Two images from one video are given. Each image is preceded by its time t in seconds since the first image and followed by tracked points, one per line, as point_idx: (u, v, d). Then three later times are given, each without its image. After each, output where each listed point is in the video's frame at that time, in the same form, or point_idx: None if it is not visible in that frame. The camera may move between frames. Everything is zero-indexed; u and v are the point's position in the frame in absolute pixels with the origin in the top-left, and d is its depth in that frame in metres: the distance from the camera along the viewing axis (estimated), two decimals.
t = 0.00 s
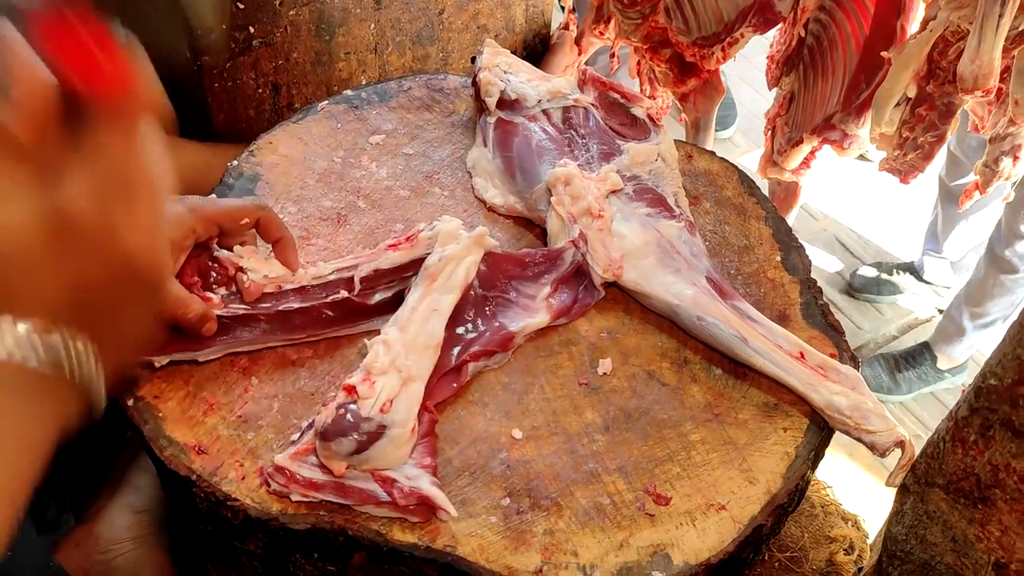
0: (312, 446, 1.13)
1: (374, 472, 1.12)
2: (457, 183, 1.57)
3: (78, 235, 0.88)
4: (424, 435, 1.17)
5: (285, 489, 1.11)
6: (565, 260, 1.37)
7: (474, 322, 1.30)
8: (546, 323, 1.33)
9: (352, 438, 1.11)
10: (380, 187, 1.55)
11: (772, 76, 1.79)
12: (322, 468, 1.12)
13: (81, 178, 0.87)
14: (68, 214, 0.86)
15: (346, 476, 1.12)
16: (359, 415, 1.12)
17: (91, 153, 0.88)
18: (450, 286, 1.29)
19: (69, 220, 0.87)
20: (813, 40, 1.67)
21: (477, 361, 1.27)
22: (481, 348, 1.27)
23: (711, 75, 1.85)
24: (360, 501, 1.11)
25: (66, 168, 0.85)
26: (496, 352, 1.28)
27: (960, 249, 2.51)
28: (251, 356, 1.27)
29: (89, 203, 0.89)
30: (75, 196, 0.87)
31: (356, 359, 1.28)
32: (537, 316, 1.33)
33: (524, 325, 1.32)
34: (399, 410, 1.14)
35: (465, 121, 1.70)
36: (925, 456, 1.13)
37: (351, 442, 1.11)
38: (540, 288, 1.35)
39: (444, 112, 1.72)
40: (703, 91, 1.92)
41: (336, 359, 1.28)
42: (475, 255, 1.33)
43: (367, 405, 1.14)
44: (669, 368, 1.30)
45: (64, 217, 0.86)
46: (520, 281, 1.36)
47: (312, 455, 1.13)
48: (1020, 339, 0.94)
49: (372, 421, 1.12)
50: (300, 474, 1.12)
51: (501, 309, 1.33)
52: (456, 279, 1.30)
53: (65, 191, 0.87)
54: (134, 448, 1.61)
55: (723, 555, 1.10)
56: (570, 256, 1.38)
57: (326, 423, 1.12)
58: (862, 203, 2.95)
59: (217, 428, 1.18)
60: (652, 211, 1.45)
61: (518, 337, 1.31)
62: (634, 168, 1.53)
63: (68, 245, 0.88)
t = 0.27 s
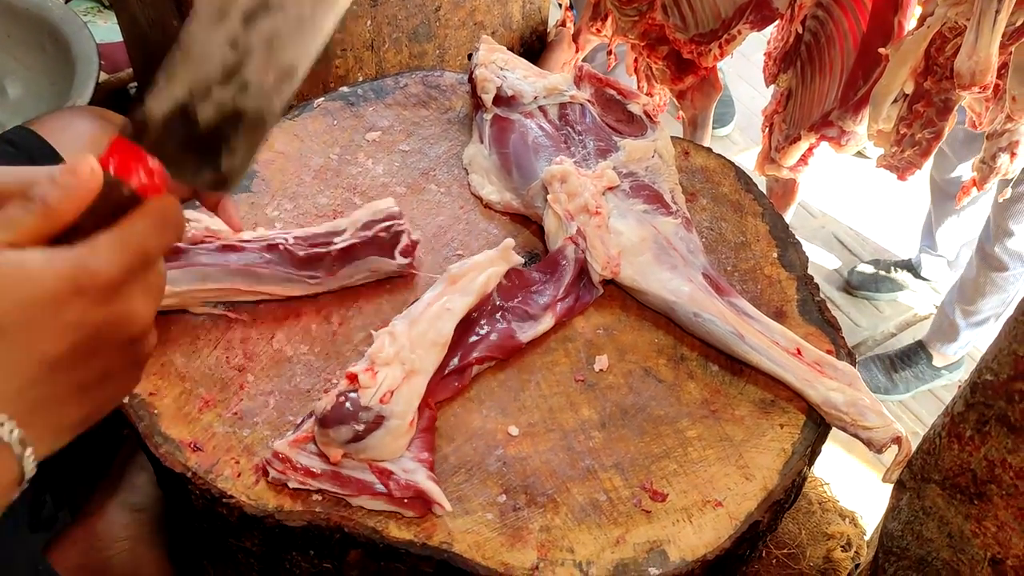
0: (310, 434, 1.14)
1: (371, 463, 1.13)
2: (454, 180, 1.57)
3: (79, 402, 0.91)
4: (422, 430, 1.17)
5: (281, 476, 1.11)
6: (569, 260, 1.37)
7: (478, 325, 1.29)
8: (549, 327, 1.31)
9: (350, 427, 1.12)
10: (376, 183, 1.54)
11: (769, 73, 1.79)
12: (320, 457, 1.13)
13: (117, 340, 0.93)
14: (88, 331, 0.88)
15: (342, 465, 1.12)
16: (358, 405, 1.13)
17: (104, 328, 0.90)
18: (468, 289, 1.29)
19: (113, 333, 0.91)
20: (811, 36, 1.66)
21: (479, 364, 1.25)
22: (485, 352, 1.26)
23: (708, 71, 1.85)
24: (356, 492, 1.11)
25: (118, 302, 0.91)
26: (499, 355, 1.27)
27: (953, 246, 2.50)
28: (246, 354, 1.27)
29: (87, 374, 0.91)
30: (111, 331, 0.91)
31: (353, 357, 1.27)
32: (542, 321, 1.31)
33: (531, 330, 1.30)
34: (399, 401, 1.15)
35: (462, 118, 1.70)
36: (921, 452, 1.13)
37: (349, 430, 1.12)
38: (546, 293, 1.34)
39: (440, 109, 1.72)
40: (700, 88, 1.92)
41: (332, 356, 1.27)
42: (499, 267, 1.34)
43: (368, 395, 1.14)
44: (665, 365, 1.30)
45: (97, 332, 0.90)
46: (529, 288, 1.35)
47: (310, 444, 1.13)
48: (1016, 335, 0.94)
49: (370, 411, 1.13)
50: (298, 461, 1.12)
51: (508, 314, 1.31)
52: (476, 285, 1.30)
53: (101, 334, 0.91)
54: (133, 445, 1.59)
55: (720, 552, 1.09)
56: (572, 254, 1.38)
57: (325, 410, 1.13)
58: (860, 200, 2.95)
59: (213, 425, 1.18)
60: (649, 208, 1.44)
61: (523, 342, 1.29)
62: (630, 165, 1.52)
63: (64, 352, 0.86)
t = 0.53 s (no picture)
0: (311, 433, 1.14)
1: (371, 462, 1.13)
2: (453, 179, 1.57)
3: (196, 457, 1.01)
4: (422, 430, 1.17)
5: (281, 476, 1.11)
6: (568, 259, 1.37)
7: (478, 324, 1.28)
8: (549, 326, 1.31)
9: (350, 426, 1.12)
10: (375, 183, 1.54)
11: (770, 72, 1.79)
12: (320, 457, 1.13)
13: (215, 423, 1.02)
14: (175, 405, 0.99)
15: (343, 465, 1.13)
16: (358, 403, 1.14)
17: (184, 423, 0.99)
18: (468, 288, 1.29)
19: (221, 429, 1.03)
20: (811, 35, 1.66)
21: (479, 364, 1.25)
22: (485, 351, 1.25)
23: (708, 70, 1.85)
24: (357, 491, 1.11)
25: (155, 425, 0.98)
26: (499, 354, 1.26)
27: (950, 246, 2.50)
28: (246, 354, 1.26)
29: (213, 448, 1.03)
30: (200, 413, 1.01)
31: (353, 357, 1.27)
32: (542, 320, 1.31)
33: (531, 329, 1.30)
34: (399, 401, 1.14)
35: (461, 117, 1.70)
36: (921, 451, 1.13)
37: (349, 429, 1.12)
38: (546, 291, 1.34)
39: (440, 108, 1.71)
40: (700, 87, 1.92)
41: (332, 356, 1.27)
42: (499, 265, 1.33)
43: (368, 394, 1.14)
44: (665, 364, 1.30)
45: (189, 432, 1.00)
46: (529, 285, 1.34)
47: (311, 443, 1.14)
48: (1016, 335, 0.93)
49: (370, 411, 1.13)
50: (298, 461, 1.12)
51: (507, 314, 1.30)
52: (477, 284, 1.29)
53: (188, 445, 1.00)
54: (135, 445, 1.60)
55: (720, 551, 1.09)
56: (571, 253, 1.38)
57: (325, 409, 1.13)
58: (859, 199, 2.95)
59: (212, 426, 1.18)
60: (649, 207, 1.44)
61: (524, 341, 1.29)
62: (630, 164, 1.52)
63: (174, 434, 0.98)
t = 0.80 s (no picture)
0: (308, 440, 1.15)
1: (368, 468, 1.13)
2: (452, 180, 1.57)
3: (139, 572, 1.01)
4: (421, 436, 1.16)
5: (278, 481, 1.11)
6: (567, 261, 1.37)
7: (479, 327, 1.28)
8: (549, 329, 1.31)
9: (346, 432, 1.12)
10: (373, 184, 1.54)
11: (770, 72, 1.79)
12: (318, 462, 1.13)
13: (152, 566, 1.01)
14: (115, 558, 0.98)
15: (339, 470, 1.12)
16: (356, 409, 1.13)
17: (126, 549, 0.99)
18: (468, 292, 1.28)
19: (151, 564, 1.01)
20: (811, 34, 1.66)
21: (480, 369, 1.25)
22: (485, 356, 1.25)
23: (708, 70, 1.84)
24: (352, 497, 1.10)
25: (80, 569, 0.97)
26: (499, 359, 1.26)
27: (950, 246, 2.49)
28: (243, 357, 1.26)
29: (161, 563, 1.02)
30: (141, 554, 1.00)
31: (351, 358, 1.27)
32: (541, 323, 1.31)
33: (532, 333, 1.29)
34: (397, 407, 1.14)
35: (459, 118, 1.70)
36: (920, 453, 1.13)
37: (347, 435, 1.12)
38: (546, 294, 1.33)
39: (438, 109, 1.71)
40: (699, 87, 1.91)
41: (330, 358, 1.27)
42: (500, 268, 1.33)
43: (366, 400, 1.14)
44: (664, 366, 1.30)
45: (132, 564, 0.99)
46: (529, 288, 1.34)
47: (308, 450, 1.14)
48: (1016, 336, 0.93)
49: (369, 416, 1.13)
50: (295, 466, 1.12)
51: (509, 318, 1.30)
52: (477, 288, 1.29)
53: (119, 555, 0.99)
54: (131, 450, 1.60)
55: (719, 553, 1.09)
56: (570, 255, 1.38)
57: (322, 414, 1.13)
58: (858, 199, 2.95)
59: (210, 428, 1.17)
60: (647, 208, 1.44)
61: (524, 345, 1.29)
62: (628, 165, 1.52)
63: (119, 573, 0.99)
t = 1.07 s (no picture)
0: (310, 435, 1.14)
1: (369, 464, 1.12)
2: (451, 180, 1.57)
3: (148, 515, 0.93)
4: (421, 432, 1.17)
5: (279, 477, 1.11)
6: (566, 261, 1.37)
7: (479, 326, 1.29)
8: (549, 328, 1.31)
9: (348, 427, 1.11)
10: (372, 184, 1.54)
11: (769, 71, 1.79)
12: (319, 458, 1.12)
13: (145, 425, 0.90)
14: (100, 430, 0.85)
15: (340, 466, 1.12)
16: (356, 405, 1.13)
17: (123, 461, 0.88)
18: (469, 291, 1.29)
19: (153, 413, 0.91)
20: (810, 34, 1.66)
21: (479, 367, 1.26)
22: (484, 354, 1.26)
23: (707, 69, 1.84)
24: (353, 493, 1.10)
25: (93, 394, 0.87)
26: (498, 357, 1.27)
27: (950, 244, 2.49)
28: (243, 357, 1.26)
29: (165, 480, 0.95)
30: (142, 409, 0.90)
31: (351, 358, 1.27)
32: (541, 322, 1.31)
33: (531, 331, 1.30)
34: (397, 403, 1.14)
35: (458, 118, 1.70)
36: (919, 452, 1.13)
37: (348, 430, 1.11)
38: (545, 293, 1.34)
39: (437, 109, 1.71)
40: (699, 86, 1.92)
41: (329, 357, 1.27)
42: (500, 267, 1.33)
43: (366, 395, 1.14)
44: (664, 365, 1.30)
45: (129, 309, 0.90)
46: (528, 287, 1.35)
47: (309, 445, 1.13)
48: (1015, 334, 0.93)
49: (369, 411, 1.13)
50: (296, 462, 1.12)
51: (508, 315, 1.30)
52: (477, 287, 1.29)
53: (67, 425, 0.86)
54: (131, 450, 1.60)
55: (719, 553, 1.09)
56: (569, 254, 1.38)
57: (324, 410, 1.12)
58: (857, 198, 2.95)
59: (210, 428, 1.17)
60: (647, 208, 1.44)
61: (523, 344, 1.29)
62: (627, 164, 1.52)
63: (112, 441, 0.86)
